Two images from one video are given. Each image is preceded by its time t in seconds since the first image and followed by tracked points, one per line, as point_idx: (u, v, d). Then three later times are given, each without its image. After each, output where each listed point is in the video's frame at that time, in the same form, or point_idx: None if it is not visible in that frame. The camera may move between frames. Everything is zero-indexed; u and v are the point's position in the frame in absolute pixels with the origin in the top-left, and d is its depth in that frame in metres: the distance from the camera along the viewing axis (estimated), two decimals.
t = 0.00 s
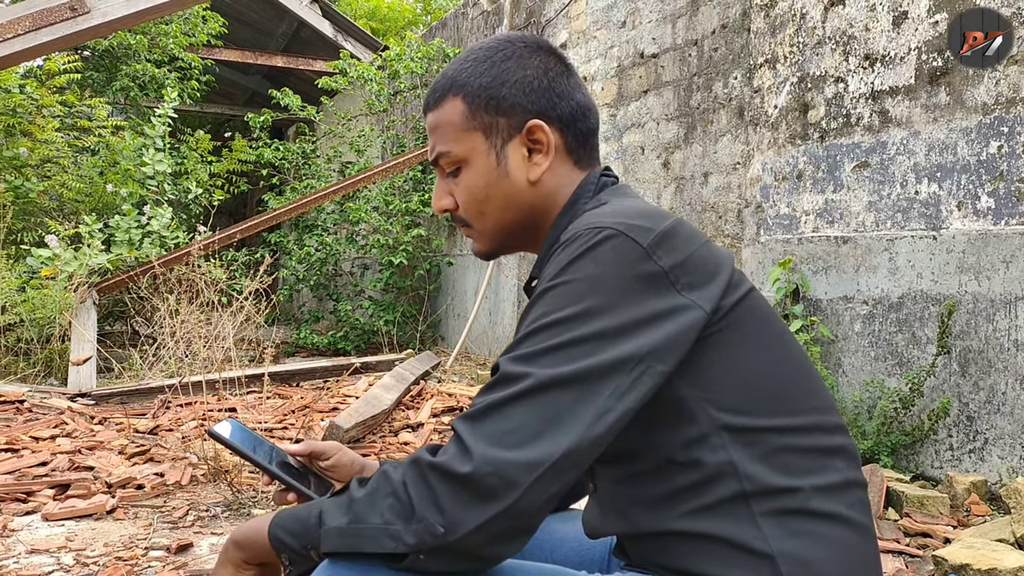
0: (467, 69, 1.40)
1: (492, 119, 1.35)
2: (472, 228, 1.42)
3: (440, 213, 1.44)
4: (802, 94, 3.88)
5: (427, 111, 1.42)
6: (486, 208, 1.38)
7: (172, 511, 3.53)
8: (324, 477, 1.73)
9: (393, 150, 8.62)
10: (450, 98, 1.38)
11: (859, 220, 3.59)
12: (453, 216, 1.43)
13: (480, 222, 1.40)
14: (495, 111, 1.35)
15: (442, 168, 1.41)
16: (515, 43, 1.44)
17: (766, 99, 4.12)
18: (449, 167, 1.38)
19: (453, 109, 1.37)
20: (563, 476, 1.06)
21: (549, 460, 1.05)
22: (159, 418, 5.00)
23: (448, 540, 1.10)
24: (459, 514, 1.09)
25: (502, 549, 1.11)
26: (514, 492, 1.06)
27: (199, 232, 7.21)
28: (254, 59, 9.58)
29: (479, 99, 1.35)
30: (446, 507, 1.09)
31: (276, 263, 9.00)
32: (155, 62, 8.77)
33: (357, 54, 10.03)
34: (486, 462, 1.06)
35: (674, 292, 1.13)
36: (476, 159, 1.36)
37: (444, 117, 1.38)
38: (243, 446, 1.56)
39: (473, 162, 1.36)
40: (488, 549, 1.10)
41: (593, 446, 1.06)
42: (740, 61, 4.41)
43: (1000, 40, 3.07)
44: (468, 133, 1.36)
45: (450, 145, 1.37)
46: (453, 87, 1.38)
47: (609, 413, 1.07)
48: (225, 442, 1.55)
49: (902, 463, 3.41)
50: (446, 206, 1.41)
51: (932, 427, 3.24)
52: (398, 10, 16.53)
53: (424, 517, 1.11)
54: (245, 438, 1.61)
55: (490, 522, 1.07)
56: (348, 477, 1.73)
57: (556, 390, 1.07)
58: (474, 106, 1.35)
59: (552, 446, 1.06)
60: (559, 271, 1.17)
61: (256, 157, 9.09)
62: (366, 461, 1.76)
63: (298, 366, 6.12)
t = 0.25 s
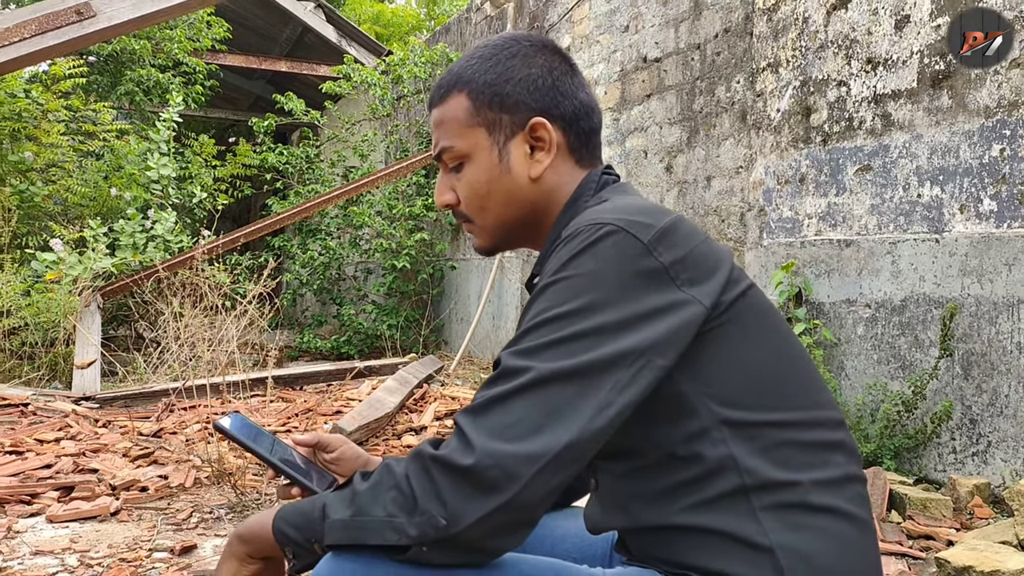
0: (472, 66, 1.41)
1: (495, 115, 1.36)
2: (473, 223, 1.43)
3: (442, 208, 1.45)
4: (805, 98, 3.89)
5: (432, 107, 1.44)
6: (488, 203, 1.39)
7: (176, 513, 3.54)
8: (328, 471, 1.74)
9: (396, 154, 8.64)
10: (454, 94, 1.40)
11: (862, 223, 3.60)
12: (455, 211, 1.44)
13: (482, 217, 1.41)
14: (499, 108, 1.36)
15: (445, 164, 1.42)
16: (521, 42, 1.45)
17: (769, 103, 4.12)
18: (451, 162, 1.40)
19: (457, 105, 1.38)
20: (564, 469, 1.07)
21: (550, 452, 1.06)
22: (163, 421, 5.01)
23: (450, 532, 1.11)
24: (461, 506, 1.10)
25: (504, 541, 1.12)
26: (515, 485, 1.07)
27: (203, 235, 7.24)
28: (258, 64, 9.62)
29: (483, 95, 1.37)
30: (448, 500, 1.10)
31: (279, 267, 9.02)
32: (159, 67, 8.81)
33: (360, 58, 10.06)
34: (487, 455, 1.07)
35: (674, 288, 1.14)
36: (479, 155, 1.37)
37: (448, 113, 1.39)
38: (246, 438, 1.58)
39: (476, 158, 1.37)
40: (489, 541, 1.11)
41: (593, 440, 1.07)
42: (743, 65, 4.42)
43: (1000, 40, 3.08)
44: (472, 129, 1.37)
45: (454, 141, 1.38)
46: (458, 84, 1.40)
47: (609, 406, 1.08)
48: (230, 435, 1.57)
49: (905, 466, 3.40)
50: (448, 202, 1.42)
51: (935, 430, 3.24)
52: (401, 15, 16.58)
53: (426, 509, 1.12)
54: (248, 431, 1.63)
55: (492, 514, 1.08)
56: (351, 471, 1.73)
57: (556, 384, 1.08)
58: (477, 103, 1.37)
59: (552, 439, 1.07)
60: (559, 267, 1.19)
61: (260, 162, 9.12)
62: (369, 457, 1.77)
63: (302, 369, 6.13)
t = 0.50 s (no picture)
0: (475, 67, 1.42)
1: (498, 116, 1.37)
2: (474, 223, 1.44)
3: (443, 208, 1.46)
4: (807, 102, 3.90)
5: (434, 107, 1.44)
6: (488, 203, 1.40)
7: (179, 517, 3.55)
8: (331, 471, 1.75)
9: (399, 159, 8.66)
10: (457, 95, 1.40)
11: (864, 227, 3.60)
12: (456, 211, 1.45)
13: (482, 217, 1.42)
14: (501, 109, 1.37)
15: (447, 163, 1.43)
16: (523, 44, 1.46)
17: (771, 108, 4.13)
18: (453, 162, 1.40)
19: (460, 105, 1.39)
20: (564, 467, 1.08)
21: (550, 450, 1.07)
22: (166, 426, 5.02)
23: (451, 529, 1.12)
24: (462, 504, 1.10)
25: (504, 539, 1.12)
26: (516, 483, 1.07)
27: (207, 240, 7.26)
28: (262, 69, 9.66)
29: (486, 96, 1.38)
30: (449, 497, 1.11)
31: (282, 272, 9.03)
32: (163, 73, 8.84)
33: (363, 64, 10.10)
34: (487, 453, 1.08)
35: (674, 288, 1.15)
36: (480, 155, 1.38)
37: (451, 113, 1.40)
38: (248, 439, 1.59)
39: (478, 158, 1.38)
40: (489, 538, 1.12)
41: (594, 438, 1.08)
42: (745, 69, 4.43)
43: (1000, 40, 3.09)
44: (474, 129, 1.38)
45: (456, 141, 1.39)
46: (461, 85, 1.41)
47: (609, 405, 1.08)
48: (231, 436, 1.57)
49: (908, 470, 3.40)
50: (449, 202, 1.43)
51: (938, 434, 3.24)
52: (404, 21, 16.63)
53: (427, 507, 1.13)
54: (250, 431, 1.64)
55: (492, 511, 1.09)
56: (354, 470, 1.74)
57: (557, 382, 1.09)
58: (480, 104, 1.38)
59: (552, 437, 1.07)
60: (560, 266, 1.19)
61: (263, 167, 9.15)
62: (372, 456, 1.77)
63: (305, 374, 6.14)
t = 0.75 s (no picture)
0: (488, 63, 1.44)
1: (505, 112, 1.38)
2: (470, 216, 1.45)
3: (441, 199, 1.47)
4: (810, 106, 3.90)
5: (444, 98, 1.46)
6: (487, 197, 1.41)
7: (182, 520, 3.56)
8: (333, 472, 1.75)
9: (402, 164, 8.68)
10: (468, 88, 1.42)
11: (867, 231, 3.60)
12: (454, 202, 1.46)
13: (479, 211, 1.43)
14: (509, 105, 1.38)
15: (450, 154, 1.44)
16: (538, 45, 1.47)
17: (773, 112, 4.14)
18: (456, 152, 1.42)
19: (469, 98, 1.41)
20: (564, 467, 1.08)
21: (551, 450, 1.07)
22: (170, 430, 5.03)
23: (452, 529, 1.12)
24: (463, 504, 1.11)
25: (506, 539, 1.12)
26: (517, 482, 1.08)
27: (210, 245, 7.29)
28: (266, 75, 9.69)
29: (495, 92, 1.39)
30: (450, 497, 1.11)
31: (286, 276, 9.05)
32: (167, 78, 8.88)
33: (367, 69, 10.12)
34: (488, 453, 1.09)
35: (674, 288, 1.15)
36: (483, 148, 1.39)
37: (460, 105, 1.42)
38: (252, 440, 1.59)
39: (481, 151, 1.39)
40: (491, 538, 1.12)
41: (594, 438, 1.08)
42: (747, 74, 4.44)
43: (1001, 40, 3.10)
44: (480, 122, 1.39)
45: (461, 132, 1.41)
46: (472, 78, 1.42)
47: (610, 405, 1.09)
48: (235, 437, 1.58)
49: (911, 474, 3.39)
50: (448, 192, 1.44)
51: (941, 438, 3.23)
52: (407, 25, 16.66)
53: (428, 507, 1.13)
54: (254, 432, 1.64)
55: (493, 511, 1.09)
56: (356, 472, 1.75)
57: (557, 382, 1.09)
58: (489, 98, 1.39)
59: (553, 437, 1.08)
60: (560, 268, 1.20)
61: (267, 172, 9.17)
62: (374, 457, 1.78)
63: (308, 378, 6.14)
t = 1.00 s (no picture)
0: (519, 51, 1.46)
1: (527, 100, 1.40)
2: (473, 197, 1.45)
3: (447, 175, 1.47)
4: (811, 110, 3.91)
5: (470, 79, 1.48)
6: (493, 179, 1.42)
7: (185, 523, 3.56)
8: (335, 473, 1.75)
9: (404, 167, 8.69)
10: (495, 72, 1.44)
11: (868, 234, 3.60)
12: (459, 181, 1.46)
13: (483, 194, 1.43)
14: (533, 94, 1.40)
15: (464, 132, 1.45)
16: (571, 44, 1.50)
17: (775, 116, 4.14)
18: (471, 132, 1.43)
19: (496, 82, 1.43)
20: (565, 467, 1.08)
21: (552, 450, 1.07)
22: (172, 433, 5.04)
23: (454, 529, 1.12)
24: (464, 504, 1.11)
25: (507, 538, 1.13)
26: (517, 482, 1.08)
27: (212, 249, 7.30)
28: (268, 79, 9.72)
29: (522, 80, 1.41)
30: (452, 497, 1.12)
31: (288, 280, 9.06)
32: (170, 82, 8.90)
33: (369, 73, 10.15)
34: (489, 453, 1.09)
35: (675, 289, 1.16)
36: (499, 131, 1.40)
37: (485, 87, 1.44)
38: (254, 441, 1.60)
39: (496, 133, 1.40)
40: (492, 538, 1.12)
41: (595, 438, 1.09)
42: (749, 77, 4.44)
43: (1001, 41, 3.11)
44: (502, 105, 1.41)
45: (480, 112, 1.42)
46: (501, 64, 1.44)
47: (611, 405, 1.09)
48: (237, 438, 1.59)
49: (913, 478, 3.39)
50: (454, 169, 1.44)
51: (943, 441, 3.23)
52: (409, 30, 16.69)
53: (429, 506, 1.14)
54: (256, 433, 1.65)
55: (493, 511, 1.10)
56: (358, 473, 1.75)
57: (558, 382, 1.10)
58: (514, 85, 1.41)
59: (554, 437, 1.08)
60: (561, 269, 1.20)
61: (269, 176, 9.19)
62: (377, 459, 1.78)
63: (310, 382, 6.15)
